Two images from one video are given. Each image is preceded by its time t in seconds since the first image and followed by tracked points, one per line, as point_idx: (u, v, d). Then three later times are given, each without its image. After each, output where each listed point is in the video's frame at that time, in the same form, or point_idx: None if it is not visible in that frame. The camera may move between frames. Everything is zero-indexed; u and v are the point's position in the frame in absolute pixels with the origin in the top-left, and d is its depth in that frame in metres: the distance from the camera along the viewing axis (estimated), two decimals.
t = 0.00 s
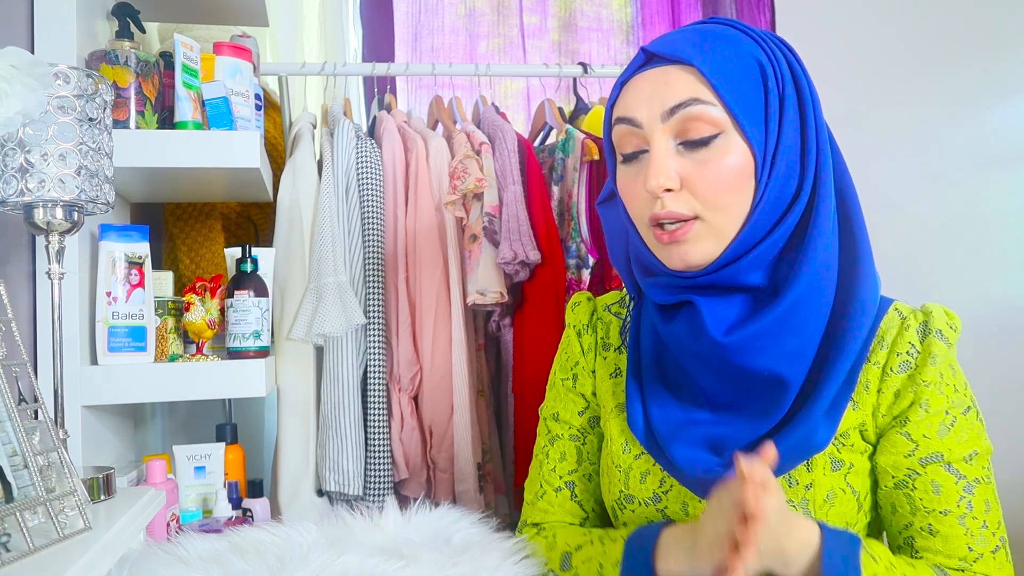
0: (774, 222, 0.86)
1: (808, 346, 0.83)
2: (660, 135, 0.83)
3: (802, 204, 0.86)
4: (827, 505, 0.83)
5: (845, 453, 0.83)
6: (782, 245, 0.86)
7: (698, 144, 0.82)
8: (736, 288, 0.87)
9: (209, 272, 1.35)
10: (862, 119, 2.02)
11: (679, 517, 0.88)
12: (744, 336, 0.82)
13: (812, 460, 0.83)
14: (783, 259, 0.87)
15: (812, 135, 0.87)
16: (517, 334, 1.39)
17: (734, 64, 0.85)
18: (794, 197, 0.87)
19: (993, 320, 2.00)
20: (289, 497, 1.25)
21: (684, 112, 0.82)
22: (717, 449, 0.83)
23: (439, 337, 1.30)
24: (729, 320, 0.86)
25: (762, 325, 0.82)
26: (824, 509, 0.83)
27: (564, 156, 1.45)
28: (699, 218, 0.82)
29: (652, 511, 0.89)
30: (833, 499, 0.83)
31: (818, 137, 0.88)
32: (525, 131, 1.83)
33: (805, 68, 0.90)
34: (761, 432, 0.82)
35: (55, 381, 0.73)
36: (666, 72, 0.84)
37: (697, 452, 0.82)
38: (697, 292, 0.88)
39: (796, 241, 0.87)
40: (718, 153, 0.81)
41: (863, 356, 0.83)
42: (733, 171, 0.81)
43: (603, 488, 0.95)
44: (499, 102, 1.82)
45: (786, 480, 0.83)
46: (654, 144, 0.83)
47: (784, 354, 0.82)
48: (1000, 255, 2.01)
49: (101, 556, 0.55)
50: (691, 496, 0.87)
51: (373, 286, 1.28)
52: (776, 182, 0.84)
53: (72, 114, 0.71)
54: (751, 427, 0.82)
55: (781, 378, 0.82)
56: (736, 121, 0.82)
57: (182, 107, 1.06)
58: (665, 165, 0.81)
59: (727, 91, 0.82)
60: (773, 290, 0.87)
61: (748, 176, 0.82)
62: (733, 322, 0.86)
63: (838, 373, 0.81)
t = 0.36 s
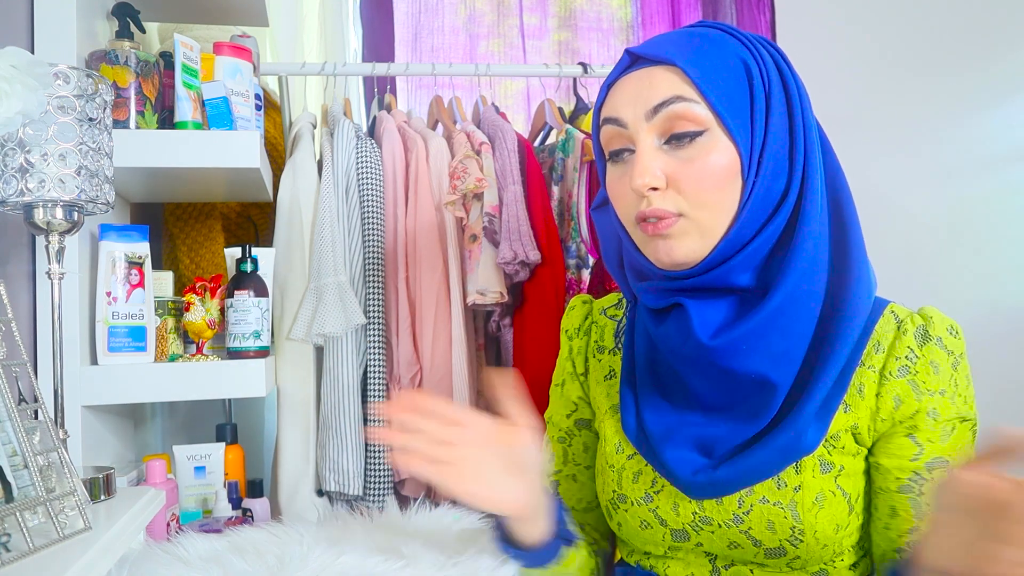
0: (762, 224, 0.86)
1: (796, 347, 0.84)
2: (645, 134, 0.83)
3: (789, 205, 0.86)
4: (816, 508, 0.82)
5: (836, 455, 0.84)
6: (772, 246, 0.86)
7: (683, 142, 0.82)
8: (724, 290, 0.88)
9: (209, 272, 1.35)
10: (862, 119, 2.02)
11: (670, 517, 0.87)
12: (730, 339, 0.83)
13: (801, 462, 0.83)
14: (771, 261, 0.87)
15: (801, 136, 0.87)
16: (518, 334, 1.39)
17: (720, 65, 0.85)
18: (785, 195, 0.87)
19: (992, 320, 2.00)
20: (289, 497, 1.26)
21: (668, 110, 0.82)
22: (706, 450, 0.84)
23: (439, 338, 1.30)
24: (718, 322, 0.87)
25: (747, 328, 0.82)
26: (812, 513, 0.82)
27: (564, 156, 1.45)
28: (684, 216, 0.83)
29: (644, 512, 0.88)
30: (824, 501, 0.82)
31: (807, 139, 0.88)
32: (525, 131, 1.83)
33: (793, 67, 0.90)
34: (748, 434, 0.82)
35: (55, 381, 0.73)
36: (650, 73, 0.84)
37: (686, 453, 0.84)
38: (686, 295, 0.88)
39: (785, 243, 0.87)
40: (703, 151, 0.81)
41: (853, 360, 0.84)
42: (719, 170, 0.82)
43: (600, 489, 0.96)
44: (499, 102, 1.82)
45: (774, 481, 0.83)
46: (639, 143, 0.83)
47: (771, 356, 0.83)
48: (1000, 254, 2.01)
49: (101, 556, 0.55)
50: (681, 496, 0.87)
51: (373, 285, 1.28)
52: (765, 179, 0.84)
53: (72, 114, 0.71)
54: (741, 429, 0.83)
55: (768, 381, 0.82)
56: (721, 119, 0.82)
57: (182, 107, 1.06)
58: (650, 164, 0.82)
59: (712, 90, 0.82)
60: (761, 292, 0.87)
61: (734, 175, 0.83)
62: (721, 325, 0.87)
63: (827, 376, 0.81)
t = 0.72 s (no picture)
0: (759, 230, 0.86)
1: (796, 346, 0.84)
2: (642, 145, 0.83)
3: (784, 210, 0.86)
4: (818, 507, 0.82)
5: (839, 455, 0.83)
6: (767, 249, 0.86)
7: (680, 152, 0.82)
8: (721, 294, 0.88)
9: (209, 272, 1.35)
10: (862, 119, 2.02)
11: (670, 519, 0.87)
12: (730, 343, 0.83)
13: (805, 462, 0.83)
14: (767, 265, 0.87)
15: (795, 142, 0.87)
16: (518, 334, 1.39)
17: (714, 73, 0.85)
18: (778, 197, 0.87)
19: (993, 320, 2.00)
20: (289, 496, 1.26)
21: (665, 120, 0.81)
22: (707, 453, 0.84)
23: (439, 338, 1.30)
24: (718, 326, 0.87)
25: (746, 332, 0.82)
26: (814, 512, 0.82)
27: (564, 156, 1.46)
28: (688, 228, 0.82)
29: (644, 515, 0.89)
30: (825, 500, 0.82)
31: (800, 144, 0.88)
32: (525, 131, 1.83)
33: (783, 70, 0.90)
34: (750, 437, 0.82)
35: (55, 381, 0.73)
36: (643, 82, 0.84)
37: (687, 456, 0.83)
38: (685, 300, 0.88)
39: (779, 247, 0.87)
40: (702, 160, 0.81)
41: (852, 359, 0.84)
42: (717, 178, 0.81)
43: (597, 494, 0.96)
44: (499, 102, 1.82)
45: (776, 481, 0.83)
46: (636, 154, 0.83)
47: (769, 359, 0.83)
48: (1001, 254, 2.01)
49: (102, 556, 0.55)
50: (682, 498, 0.86)
51: (373, 283, 1.28)
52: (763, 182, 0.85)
53: (72, 114, 0.71)
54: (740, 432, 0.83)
55: (769, 383, 0.82)
56: (716, 127, 0.82)
57: (182, 107, 1.06)
58: (648, 174, 0.81)
59: (705, 96, 0.82)
60: (758, 294, 0.87)
61: (732, 182, 0.83)
62: (720, 328, 0.87)
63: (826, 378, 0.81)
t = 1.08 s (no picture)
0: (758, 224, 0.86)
1: (782, 342, 0.84)
2: (657, 126, 0.83)
3: (785, 204, 0.86)
4: (805, 504, 0.83)
5: (825, 451, 0.83)
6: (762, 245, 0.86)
7: (694, 138, 0.82)
8: (710, 289, 0.88)
9: (209, 272, 1.35)
10: (862, 119, 2.02)
11: (660, 518, 0.87)
12: (716, 338, 0.83)
13: (790, 459, 0.83)
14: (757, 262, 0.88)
15: (795, 140, 0.89)
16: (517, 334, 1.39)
17: (730, 65, 0.86)
18: (778, 198, 0.88)
19: (993, 320, 2.00)
20: (289, 495, 1.27)
21: (682, 104, 0.82)
22: (694, 452, 0.85)
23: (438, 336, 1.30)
24: (705, 322, 0.87)
25: (731, 326, 0.83)
26: (801, 508, 0.82)
27: (564, 157, 1.45)
28: (692, 214, 0.82)
29: (634, 515, 0.89)
30: (812, 497, 0.83)
31: (798, 144, 0.89)
32: (524, 131, 1.83)
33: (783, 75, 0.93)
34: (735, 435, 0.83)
35: (55, 381, 0.73)
36: (664, 65, 0.84)
37: (675, 455, 0.84)
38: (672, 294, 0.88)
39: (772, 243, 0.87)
40: (714, 148, 0.82)
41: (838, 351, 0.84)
42: (726, 167, 0.82)
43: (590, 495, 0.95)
44: (499, 102, 1.82)
45: (763, 478, 0.83)
46: (650, 135, 0.83)
47: (753, 355, 0.83)
48: (1000, 254, 2.01)
49: (102, 556, 0.55)
50: (671, 497, 0.86)
51: (373, 283, 1.28)
52: (767, 181, 0.85)
53: (72, 114, 0.71)
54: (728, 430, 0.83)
55: (754, 378, 0.82)
56: (731, 116, 0.83)
57: (182, 107, 1.06)
58: (662, 156, 0.82)
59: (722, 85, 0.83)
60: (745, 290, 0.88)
61: (738, 174, 0.83)
62: (707, 323, 0.87)
63: (812, 371, 0.81)
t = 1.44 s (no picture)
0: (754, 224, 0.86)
1: (781, 344, 0.84)
2: (652, 125, 0.83)
3: (781, 203, 0.87)
4: (806, 506, 0.82)
5: (825, 452, 0.83)
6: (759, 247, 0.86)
7: (688, 138, 0.82)
8: (708, 291, 0.88)
9: (209, 272, 1.35)
10: (862, 119, 2.02)
11: (660, 522, 0.87)
12: (715, 340, 0.83)
13: (789, 461, 0.83)
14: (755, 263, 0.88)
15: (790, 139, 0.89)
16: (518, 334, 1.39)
17: (726, 66, 0.86)
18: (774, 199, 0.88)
19: (992, 320, 2.00)
20: (289, 496, 1.26)
21: (677, 103, 0.82)
22: (694, 455, 0.85)
23: (439, 337, 1.30)
24: (704, 324, 0.87)
25: (730, 329, 0.83)
26: (802, 510, 0.82)
27: (564, 157, 1.46)
28: (688, 215, 0.83)
29: (635, 519, 0.88)
30: (812, 499, 0.82)
31: (794, 143, 0.89)
32: (524, 131, 1.83)
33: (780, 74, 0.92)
34: (734, 438, 0.82)
35: (55, 381, 0.73)
36: (659, 65, 0.84)
37: (675, 460, 0.83)
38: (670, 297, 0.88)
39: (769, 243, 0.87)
40: (709, 148, 0.82)
41: (835, 356, 0.84)
42: (721, 167, 0.82)
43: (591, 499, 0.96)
44: (499, 102, 1.82)
45: (763, 482, 0.83)
46: (645, 134, 0.83)
47: (753, 357, 0.83)
48: (1000, 254, 2.01)
49: (101, 556, 0.55)
50: (671, 500, 0.86)
51: (373, 283, 1.28)
52: (762, 181, 0.85)
53: (72, 114, 0.71)
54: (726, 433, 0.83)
55: (753, 380, 0.82)
56: (725, 116, 0.83)
57: (182, 107, 1.06)
58: (657, 154, 0.82)
59: (718, 86, 0.84)
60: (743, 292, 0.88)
61: (733, 173, 0.83)
62: (705, 326, 0.87)
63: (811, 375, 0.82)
